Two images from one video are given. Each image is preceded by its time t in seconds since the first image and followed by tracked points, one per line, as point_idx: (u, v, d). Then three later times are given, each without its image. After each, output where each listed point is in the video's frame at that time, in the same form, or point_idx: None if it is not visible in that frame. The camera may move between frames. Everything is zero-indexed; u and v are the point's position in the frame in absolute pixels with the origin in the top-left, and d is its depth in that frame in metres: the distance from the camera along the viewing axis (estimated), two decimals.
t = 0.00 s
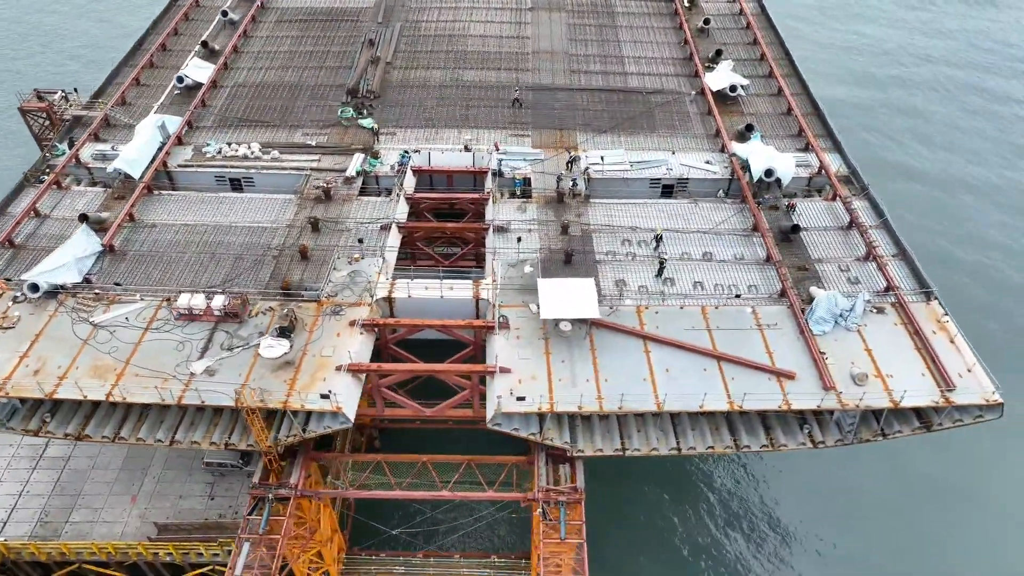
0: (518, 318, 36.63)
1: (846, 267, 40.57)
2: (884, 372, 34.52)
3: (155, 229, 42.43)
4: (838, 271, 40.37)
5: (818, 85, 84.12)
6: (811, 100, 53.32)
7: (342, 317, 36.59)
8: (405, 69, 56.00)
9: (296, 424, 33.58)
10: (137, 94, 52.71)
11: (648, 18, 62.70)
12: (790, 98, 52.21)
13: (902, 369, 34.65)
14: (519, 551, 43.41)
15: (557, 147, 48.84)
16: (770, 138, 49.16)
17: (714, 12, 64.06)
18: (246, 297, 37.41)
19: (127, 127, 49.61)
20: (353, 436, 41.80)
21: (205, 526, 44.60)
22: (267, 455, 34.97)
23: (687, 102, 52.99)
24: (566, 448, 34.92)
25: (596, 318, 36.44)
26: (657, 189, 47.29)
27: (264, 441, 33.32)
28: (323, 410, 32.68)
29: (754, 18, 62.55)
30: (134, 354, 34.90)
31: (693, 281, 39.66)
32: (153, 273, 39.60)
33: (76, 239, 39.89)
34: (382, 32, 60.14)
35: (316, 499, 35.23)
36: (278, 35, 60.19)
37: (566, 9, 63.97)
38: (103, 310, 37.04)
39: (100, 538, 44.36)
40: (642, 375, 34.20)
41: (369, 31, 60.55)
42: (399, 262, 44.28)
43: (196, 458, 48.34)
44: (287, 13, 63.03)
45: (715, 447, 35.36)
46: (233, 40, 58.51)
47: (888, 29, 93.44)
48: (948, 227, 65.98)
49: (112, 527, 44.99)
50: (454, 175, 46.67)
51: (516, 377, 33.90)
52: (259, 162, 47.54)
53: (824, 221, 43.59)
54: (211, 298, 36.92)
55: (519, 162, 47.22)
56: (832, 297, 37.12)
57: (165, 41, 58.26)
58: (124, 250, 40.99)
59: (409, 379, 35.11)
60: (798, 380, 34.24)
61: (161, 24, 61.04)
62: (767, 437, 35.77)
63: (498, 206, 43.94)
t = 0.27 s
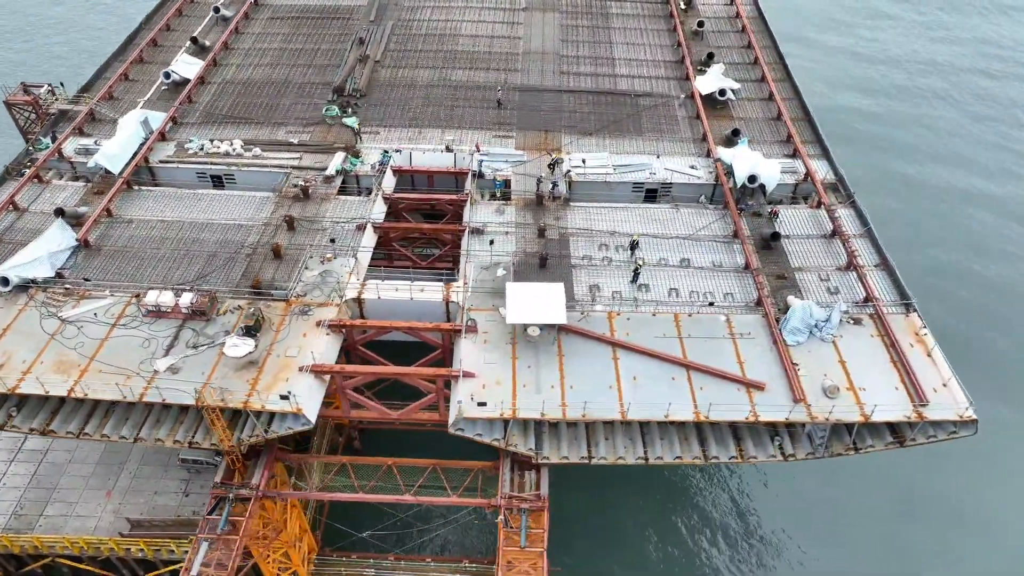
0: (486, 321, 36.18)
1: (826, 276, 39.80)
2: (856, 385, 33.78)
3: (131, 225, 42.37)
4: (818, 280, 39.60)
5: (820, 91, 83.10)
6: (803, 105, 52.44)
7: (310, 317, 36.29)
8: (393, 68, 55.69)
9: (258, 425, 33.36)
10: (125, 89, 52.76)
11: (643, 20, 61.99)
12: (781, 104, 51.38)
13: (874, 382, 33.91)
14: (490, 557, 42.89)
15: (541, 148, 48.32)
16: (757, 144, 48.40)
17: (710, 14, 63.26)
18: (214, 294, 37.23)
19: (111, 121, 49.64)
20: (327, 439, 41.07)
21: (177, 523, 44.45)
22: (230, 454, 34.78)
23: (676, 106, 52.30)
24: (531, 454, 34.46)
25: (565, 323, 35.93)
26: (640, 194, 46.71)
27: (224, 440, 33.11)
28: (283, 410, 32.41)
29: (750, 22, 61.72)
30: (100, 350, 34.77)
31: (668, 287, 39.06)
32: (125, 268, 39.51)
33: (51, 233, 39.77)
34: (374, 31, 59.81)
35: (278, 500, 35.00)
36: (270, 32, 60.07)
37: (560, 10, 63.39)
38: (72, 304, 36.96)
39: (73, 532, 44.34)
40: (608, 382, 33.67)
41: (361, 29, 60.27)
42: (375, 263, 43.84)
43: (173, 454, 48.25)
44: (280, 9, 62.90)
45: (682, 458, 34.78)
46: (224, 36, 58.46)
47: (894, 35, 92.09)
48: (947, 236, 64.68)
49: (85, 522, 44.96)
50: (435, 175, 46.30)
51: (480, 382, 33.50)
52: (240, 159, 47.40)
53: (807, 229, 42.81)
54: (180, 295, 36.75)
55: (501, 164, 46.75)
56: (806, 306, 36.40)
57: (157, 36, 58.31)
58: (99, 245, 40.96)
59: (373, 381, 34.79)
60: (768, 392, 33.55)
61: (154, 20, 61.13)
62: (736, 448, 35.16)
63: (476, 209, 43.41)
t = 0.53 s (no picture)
0: (453, 327, 35.69)
1: (805, 288, 38.95)
2: (827, 400, 32.97)
3: (107, 222, 42.25)
4: (797, 292, 38.76)
5: (823, 98, 81.87)
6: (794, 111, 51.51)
7: (277, 319, 35.94)
8: (381, 68, 55.34)
9: (219, 427, 33.03)
10: (112, 85, 52.74)
11: (637, 23, 61.29)
12: (770, 110, 50.53)
13: (845, 398, 33.07)
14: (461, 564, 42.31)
15: (524, 152, 47.78)
16: (744, 151, 47.62)
17: (706, 18, 62.42)
18: (183, 294, 37.00)
19: (96, 117, 49.59)
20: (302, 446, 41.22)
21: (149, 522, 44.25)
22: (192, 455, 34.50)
23: (664, 110, 51.57)
24: (495, 463, 33.88)
25: (534, 330, 35.38)
26: (623, 200, 46.08)
27: (185, 442, 32.81)
28: (242, 413, 32.06)
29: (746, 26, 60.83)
30: (64, 348, 34.55)
31: (642, 296, 38.39)
32: (98, 266, 39.38)
33: (20, 232, 39.51)
34: (364, 30, 59.45)
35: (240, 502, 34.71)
36: (261, 30, 59.88)
37: (554, 12, 62.78)
38: (40, 301, 36.80)
39: (45, 528, 44.22)
40: (572, 392, 33.07)
41: (352, 28, 59.95)
42: (351, 266, 43.01)
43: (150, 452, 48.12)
44: (272, 8, 62.73)
45: (649, 470, 34.08)
46: (215, 34, 58.33)
47: (901, 41, 90.70)
48: (947, 243, 63.15)
49: (58, 518, 44.83)
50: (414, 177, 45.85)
51: (443, 389, 33.01)
52: (222, 158, 47.20)
53: (790, 238, 41.98)
54: (148, 294, 36.49)
55: (482, 166, 46.24)
56: (781, 319, 35.62)
57: (148, 33, 58.32)
58: (74, 242, 40.83)
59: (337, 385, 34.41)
60: (737, 405, 32.81)
61: (147, 17, 61.17)
62: (704, 461, 34.44)
63: (453, 211, 42.95)
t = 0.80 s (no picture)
0: (419, 334, 35.11)
1: (785, 301, 38.00)
2: (798, 419, 32.10)
3: (83, 221, 42.06)
4: (775, 304, 37.84)
5: (825, 104, 80.48)
6: (784, 119, 50.50)
7: (242, 322, 35.63)
8: (369, 69, 54.90)
9: (178, 432, 32.65)
10: (98, 83, 52.66)
11: (631, 27, 60.50)
12: (760, 118, 49.59)
13: (817, 416, 32.17)
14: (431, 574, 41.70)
15: (507, 156, 47.10)
16: (730, 159, 46.69)
17: (701, 23, 61.50)
18: (151, 296, 36.70)
19: (79, 115, 49.48)
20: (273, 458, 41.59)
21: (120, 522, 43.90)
22: (152, 459, 34.12)
23: (652, 116, 50.76)
24: (457, 474, 33.26)
25: (501, 339, 34.78)
26: (605, 207, 45.34)
27: (144, 447, 32.46)
28: (200, 419, 31.64)
29: (741, 31, 59.92)
30: (28, 348, 34.27)
31: (616, 306, 37.62)
32: (70, 265, 39.18)
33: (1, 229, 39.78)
34: (355, 31, 59.03)
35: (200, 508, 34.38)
36: (252, 29, 59.63)
37: (548, 15, 62.09)
38: (8, 300, 36.60)
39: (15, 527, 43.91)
40: (535, 404, 32.40)
41: (343, 29, 59.55)
42: (327, 269, 43.19)
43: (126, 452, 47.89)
44: (265, 7, 62.46)
45: (614, 485, 33.32)
46: (205, 32, 58.15)
47: (909, 47, 88.92)
48: (949, 253, 61.43)
49: (30, 516, 44.45)
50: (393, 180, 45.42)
51: (405, 398, 32.45)
52: (202, 158, 46.94)
53: (772, 249, 41.07)
54: (115, 295, 36.19)
55: (463, 170, 45.67)
56: (754, 333, 34.80)
57: (139, 31, 58.26)
58: (47, 240, 40.63)
59: (299, 392, 33.94)
60: (704, 421, 32.08)
61: (139, 15, 61.14)
62: (672, 477, 33.66)
63: (431, 216, 42.48)
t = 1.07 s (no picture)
0: (383, 341, 34.60)
1: (760, 314, 37.14)
2: (765, 437, 31.29)
3: (57, 219, 41.93)
4: (751, 317, 36.99)
5: (827, 101, 78.26)
6: (773, 126, 49.51)
7: (207, 325, 35.30)
8: (356, 70, 54.46)
9: (137, 437, 32.40)
10: (84, 81, 52.64)
11: (624, 31, 59.70)
12: (748, 125, 48.68)
13: (785, 434, 31.36)
14: None
15: (488, 160, 46.48)
16: (715, 167, 45.84)
17: (695, 28, 60.59)
18: (117, 297, 36.42)
19: (62, 112, 49.42)
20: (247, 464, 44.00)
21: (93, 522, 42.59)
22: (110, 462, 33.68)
23: (638, 122, 49.97)
24: (417, 485, 32.70)
25: (466, 348, 34.20)
26: (585, 215, 44.64)
27: (102, 450, 32.13)
28: (156, 422, 31.25)
29: (735, 36, 59.01)
30: None
31: (588, 316, 36.92)
32: (41, 264, 39.00)
33: None
34: (345, 31, 58.63)
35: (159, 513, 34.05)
36: (242, 28, 59.41)
37: (540, 18, 61.42)
38: None
39: None
40: (495, 416, 31.79)
41: (332, 29, 59.17)
42: (300, 272, 42.81)
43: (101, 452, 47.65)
44: (257, 6, 62.14)
45: (577, 499, 32.62)
46: (194, 31, 57.99)
47: (920, 41, 86.08)
48: (949, 263, 59.85)
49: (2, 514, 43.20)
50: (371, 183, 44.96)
51: (364, 407, 31.98)
52: (182, 157, 46.70)
53: (751, 259, 40.18)
54: (81, 295, 35.93)
55: (441, 174, 45.13)
56: (724, 347, 34.02)
57: (128, 29, 58.22)
58: (20, 238, 40.49)
59: (260, 397, 33.51)
60: (669, 436, 31.34)
61: (131, 13, 61.16)
62: (636, 492, 32.92)
63: (406, 219, 42.10)
